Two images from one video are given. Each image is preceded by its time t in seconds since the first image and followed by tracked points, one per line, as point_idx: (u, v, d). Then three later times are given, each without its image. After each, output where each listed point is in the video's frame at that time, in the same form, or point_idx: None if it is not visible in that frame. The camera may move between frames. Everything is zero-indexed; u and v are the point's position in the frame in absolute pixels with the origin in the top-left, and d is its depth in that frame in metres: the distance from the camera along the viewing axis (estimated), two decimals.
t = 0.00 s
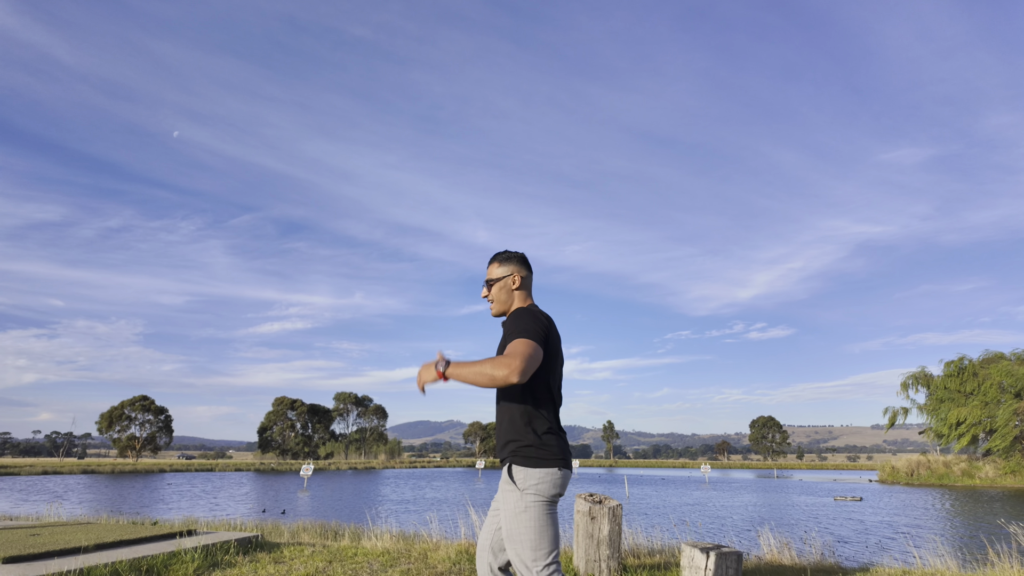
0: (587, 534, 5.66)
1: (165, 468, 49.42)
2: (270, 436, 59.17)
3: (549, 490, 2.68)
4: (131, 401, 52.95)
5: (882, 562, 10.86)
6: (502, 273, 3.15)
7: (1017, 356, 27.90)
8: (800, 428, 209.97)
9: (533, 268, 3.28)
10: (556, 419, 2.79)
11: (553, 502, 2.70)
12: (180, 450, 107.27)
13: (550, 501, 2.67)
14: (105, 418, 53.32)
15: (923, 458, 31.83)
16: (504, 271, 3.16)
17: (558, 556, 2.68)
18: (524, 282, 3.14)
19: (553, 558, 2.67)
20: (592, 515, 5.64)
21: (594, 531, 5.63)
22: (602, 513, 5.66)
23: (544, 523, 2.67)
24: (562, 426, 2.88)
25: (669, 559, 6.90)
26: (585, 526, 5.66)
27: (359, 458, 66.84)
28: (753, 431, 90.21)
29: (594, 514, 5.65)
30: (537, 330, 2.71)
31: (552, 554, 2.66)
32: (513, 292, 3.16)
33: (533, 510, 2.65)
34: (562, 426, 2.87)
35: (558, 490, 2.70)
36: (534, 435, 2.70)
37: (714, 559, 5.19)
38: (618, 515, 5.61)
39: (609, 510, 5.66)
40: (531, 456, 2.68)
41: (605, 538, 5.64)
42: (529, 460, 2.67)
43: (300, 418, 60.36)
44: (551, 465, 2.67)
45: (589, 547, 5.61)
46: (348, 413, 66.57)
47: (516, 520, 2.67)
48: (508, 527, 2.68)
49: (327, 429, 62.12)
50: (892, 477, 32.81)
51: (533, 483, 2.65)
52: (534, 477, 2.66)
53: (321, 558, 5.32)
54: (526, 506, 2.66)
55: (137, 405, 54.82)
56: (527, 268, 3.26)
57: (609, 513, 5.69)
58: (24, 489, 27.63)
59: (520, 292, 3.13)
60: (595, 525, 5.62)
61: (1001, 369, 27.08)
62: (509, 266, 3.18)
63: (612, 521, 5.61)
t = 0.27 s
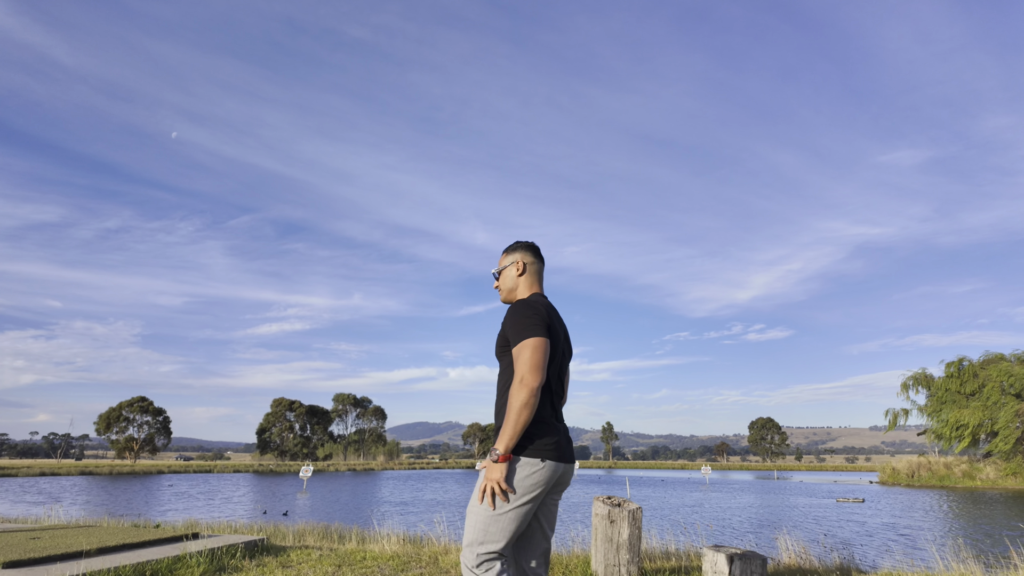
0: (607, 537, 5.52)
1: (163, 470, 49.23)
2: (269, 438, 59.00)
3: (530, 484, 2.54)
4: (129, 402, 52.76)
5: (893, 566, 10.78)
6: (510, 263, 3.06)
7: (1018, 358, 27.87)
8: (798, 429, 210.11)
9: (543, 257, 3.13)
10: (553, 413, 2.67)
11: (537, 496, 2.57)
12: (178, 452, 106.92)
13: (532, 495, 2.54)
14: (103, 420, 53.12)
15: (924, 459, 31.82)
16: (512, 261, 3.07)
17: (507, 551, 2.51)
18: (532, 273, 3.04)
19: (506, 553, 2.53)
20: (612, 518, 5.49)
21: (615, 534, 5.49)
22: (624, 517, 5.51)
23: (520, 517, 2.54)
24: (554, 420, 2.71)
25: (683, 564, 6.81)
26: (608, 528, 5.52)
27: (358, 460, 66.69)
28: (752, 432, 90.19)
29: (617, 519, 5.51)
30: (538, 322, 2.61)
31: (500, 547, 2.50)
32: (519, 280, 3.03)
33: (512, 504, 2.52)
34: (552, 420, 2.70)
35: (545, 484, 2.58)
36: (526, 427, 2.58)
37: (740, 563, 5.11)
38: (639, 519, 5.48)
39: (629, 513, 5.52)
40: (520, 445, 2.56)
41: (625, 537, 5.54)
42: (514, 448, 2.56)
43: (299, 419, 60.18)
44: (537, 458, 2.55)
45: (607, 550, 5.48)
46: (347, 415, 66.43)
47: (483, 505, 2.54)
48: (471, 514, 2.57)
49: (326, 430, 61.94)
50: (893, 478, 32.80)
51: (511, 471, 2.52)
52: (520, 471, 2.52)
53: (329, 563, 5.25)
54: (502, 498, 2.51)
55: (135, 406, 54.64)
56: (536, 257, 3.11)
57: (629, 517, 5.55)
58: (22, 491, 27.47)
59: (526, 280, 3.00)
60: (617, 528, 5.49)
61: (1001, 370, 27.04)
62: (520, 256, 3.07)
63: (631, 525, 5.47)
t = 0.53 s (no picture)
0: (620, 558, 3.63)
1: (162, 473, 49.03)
2: (268, 440, 58.79)
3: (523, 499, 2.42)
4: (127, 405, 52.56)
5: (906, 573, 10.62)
6: (509, 269, 2.93)
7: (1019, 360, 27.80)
8: (798, 431, 209.92)
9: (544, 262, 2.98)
10: (554, 422, 2.52)
11: (532, 512, 2.45)
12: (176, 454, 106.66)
13: (526, 508, 2.43)
14: (101, 423, 52.92)
15: (925, 462, 31.72)
16: (510, 267, 2.95)
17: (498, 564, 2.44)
18: (531, 278, 2.90)
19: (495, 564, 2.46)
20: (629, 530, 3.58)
21: (635, 549, 3.62)
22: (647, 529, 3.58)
23: (512, 531, 2.44)
24: (555, 430, 2.55)
25: None
26: (623, 543, 3.59)
27: (357, 462, 66.49)
28: (752, 434, 89.98)
29: (636, 529, 3.58)
30: (530, 327, 2.45)
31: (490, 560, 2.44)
32: (520, 287, 2.90)
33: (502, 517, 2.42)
34: (553, 431, 2.54)
35: (541, 499, 2.45)
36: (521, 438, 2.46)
37: None
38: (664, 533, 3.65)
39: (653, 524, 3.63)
40: (513, 458, 2.44)
41: (648, 555, 3.62)
42: (508, 461, 2.44)
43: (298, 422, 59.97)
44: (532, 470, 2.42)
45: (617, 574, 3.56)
46: (346, 417, 66.26)
47: (475, 519, 2.45)
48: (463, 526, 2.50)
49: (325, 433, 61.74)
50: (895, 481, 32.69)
51: (503, 484, 2.42)
52: (513, 485, 2.41)
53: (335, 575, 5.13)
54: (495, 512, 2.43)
55: (133, 409, 54.44)
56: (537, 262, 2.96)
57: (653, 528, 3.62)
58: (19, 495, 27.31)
59: (526, 286, 2.85)
60: (636, 542, 3.59)
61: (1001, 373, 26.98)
62: (519, 262, 2.93)
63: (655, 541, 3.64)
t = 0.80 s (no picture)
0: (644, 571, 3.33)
1: (162, 475, 48.86)
2: (268, 443, 58.61)
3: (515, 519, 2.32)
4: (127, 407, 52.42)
5: None
6: (490, 286, 2.86)
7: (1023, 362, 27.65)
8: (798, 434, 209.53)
9: (526, 277, 2.90)
10: (542, 437, 2.41)
11: (521, 530, 2.34)
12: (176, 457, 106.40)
13: (517, 529, 2.33)
14: (100, 425, 52.77)
15: (929, 465, 31.58)
16: (491, 285, 2.86)
17: None
18: (514, 294, 2.82)
19: None
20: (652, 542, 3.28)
21: (658, 562, 3.30)
22: (671, 541, 3.28)
23: (502, 552, 2.34)
24: (547, 445, 2.45)
25: None
26: (644, 557, 3.30)
27: (357, 465, 66.31)
28: (752, 437, 89.78)
29: (660, 541, 3.29)
30: (513, 343, 2.35)
31: None
32: (502, 303, 2.83)
33: (492, 538, 2.33)
34: (544, 446, 2.44)
35: (531, 519, 2.33)
36: (508, 458, 2.36)
37: None
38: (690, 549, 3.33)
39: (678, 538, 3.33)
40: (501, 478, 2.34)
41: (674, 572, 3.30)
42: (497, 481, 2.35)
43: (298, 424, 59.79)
44: (522, 489, 2.31)
45: None
46: (346, 419, 66.10)
47: (466, 543, 2.37)
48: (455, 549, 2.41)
49: (325, 435, 61.54)
50: (897, 484, 32.55)
51: (492, 505, 2.33)
52: (500, 505, 2.32)
53: None
54: (487, 534, 2.33)
55: (133, 411, 54.30)
56: (519, 277, 2.88)
57: (680, 543, 3.31)
58: (18, 498, 27.14)
59: (507, 303, 2.79)
60: (659, 556, 3.28)
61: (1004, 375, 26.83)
62: (501, 278, 2.85)
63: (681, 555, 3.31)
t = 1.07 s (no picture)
0: None
1: (162, 477, 48.77)
2: (268, 445, 58.52)
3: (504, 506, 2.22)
4: (127, 409, 52.34)
5: None
6: (468, 276, 2.78)
7: None
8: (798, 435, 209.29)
9: (507, 268, 2.82)
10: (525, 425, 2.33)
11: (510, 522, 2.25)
12: (176, 459, 106.26)
13: (506, 518, 2.23)
14: (101, 427, 52.70)
15: (932, 467, 31.48)
16: (471, 274, 2.79)
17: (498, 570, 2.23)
18: (494, 284, 2.75)
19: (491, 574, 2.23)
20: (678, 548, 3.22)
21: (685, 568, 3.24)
22: (697, 546, 3.22)
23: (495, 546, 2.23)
24: (533, 434, 2.37)
25: None
26: (672, 561, 3.23)
27: (358, 467, 66.20)
28: (753, 438, 89.67)
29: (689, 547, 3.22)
30: (493, 335, 2.28)
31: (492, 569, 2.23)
32: (482, 294, 2.75)
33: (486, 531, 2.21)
34: (530, 435, 2.35)
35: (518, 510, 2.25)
36: (494, 447, 2.26)
37: None
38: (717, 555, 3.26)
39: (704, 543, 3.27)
40: (486, 468, 2.24)
41: None
42: (482, 471, 2.24)
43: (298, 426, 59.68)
44: (509, 478, 2.21)
45: None
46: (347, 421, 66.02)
47: (457, 536, 2.24)
48: (447, 541, 2.28)
49: (325, 436, 61.44)
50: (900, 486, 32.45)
51: (480, 495, 2.22)
52: (485, 493, 2.22)
53: None
54: (476, 524, 2.21)
55: (133, 413, 54.23)
56: (500, 268, 2.81)
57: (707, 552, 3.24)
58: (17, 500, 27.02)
59: (488, 294, 2.72)
60: (685, 562, 3.22)
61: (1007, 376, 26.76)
62: (481, 268, 2.77)
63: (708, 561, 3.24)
